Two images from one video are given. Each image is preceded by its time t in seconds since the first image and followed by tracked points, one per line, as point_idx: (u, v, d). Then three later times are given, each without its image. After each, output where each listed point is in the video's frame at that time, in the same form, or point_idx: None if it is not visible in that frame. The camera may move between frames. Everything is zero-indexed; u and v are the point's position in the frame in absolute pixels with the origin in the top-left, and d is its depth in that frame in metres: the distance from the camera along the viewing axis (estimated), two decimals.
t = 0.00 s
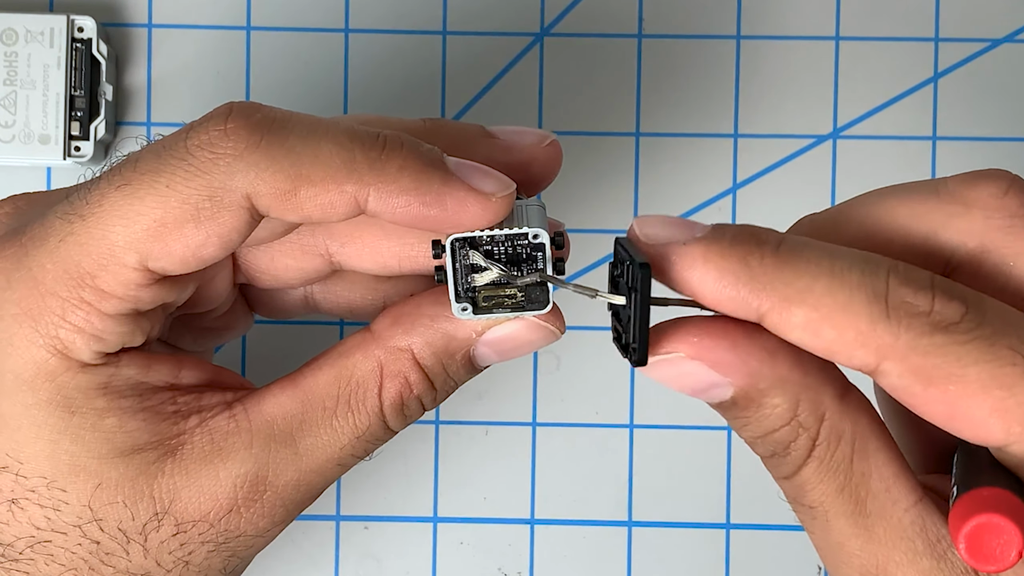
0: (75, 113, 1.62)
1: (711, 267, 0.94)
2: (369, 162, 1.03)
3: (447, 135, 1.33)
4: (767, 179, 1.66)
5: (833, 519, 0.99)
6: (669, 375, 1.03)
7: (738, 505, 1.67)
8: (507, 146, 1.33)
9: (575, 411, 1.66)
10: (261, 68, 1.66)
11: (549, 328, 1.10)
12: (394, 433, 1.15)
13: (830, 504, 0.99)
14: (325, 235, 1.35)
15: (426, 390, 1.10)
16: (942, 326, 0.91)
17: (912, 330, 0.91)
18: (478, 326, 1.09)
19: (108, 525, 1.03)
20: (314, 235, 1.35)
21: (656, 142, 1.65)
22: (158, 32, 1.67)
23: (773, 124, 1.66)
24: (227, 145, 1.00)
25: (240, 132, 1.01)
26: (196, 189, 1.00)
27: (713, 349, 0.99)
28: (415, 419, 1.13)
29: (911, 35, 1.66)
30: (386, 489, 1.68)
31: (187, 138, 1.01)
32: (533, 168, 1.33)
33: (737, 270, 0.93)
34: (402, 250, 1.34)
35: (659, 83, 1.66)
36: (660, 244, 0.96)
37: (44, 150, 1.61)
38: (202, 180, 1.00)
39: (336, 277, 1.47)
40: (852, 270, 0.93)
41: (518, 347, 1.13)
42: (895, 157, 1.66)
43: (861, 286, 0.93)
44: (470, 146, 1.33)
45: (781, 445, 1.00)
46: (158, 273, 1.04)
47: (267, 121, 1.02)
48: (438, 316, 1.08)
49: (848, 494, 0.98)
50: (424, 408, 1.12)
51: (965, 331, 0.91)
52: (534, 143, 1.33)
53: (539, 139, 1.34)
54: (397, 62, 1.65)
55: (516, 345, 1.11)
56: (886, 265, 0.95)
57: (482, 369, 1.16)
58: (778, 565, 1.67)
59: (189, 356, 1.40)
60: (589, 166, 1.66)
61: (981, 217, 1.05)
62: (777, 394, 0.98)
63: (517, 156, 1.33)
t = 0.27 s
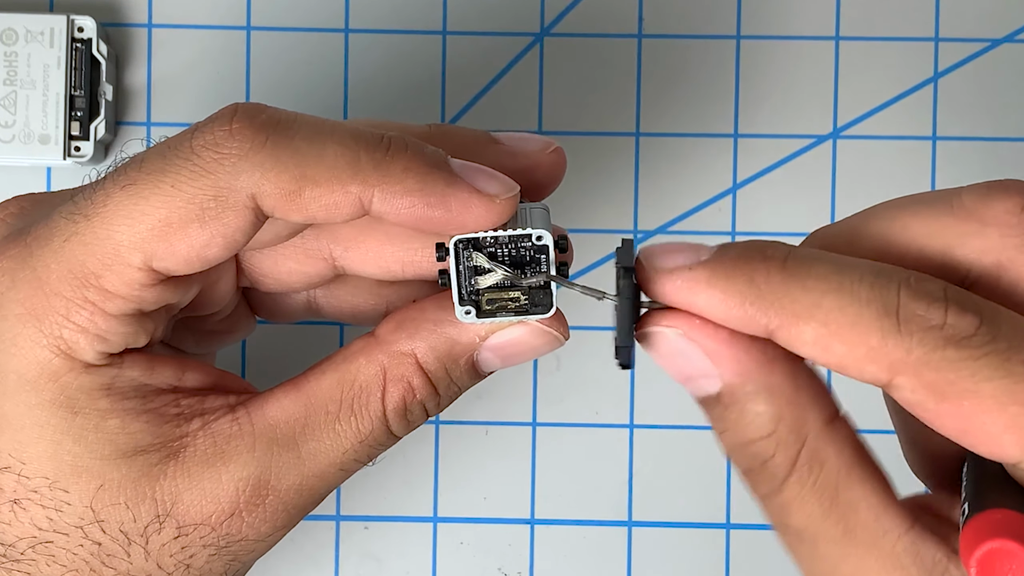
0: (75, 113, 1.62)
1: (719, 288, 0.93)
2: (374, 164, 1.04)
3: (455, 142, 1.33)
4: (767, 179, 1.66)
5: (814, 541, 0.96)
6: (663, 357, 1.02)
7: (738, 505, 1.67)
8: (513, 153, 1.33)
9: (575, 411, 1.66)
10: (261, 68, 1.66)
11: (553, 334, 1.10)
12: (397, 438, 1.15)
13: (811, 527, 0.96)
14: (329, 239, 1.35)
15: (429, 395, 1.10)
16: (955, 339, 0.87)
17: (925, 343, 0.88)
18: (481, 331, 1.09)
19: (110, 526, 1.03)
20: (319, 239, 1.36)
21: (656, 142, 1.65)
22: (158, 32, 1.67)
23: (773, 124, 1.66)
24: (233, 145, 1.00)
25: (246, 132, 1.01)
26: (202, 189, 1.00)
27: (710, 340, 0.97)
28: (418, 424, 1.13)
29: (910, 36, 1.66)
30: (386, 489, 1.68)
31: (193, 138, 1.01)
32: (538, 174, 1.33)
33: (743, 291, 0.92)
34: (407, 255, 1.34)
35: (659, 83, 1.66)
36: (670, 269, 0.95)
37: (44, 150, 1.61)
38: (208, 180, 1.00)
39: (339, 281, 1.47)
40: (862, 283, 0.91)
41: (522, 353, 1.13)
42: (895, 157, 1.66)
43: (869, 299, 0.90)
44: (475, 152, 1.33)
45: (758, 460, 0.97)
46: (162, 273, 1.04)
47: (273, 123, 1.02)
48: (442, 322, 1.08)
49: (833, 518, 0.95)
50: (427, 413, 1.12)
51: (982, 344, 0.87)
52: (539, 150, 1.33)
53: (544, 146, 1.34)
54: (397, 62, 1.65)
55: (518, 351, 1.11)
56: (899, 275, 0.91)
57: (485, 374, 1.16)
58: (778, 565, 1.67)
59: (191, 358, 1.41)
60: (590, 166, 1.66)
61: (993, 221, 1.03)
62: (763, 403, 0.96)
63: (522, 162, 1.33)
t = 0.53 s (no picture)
0: (75, 113, 1.61)
1: (696, 281, 0.95)
2: (382, 168, 1.05)
3: (463, 148, 1.34)
4: (767, 179, 1.66)
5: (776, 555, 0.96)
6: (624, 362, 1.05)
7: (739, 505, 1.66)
8: (517, 159, 1.32)
9: (576, 412, 1.65)
10: (261, 68, 1.66)
11: (557, 339, 1.10)
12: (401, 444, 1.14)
13: (772, 541, 0.95)
14: (333, 243, 1.36)
15: (434, 400, 1.10)
16: (930, 341, 0.89)
17: (912, 344, 0.88)
18: (486, 336, 1.09)
19: (114, 528, 1.03)
20: (324, 243, 1.36)
21: (656, 142, 1.65)
22: (158, 32, 1.66)
23: (774, 124, 1.65)
24: (242, 148, 1.01)
25: (255, 135, 1.01)
26: (210, 191, 1.00)
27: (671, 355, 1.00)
28: (422, 429, 1.13)
29: (911, 36, 1.65)
30: (386, 489, 1.68)
31: (202, 141, 1.02)
32: (543, 180, 1.32)
33: (719, 283, 0.94)
34: (411, 260, 1.34)
35: (660, 83, 1.65)
36: (646, 258, 0.96)
37: (44, 150, 1.60)
38: (216, 183, 1.00)
39: (343, 286, 1.47)
40: (839, 280, 0.92)
41: (527, 358, 1.13)
42: (895, 157, 1.66)
43: (846, 296, 0.91)
44: (480, 158, 1.33)
45: (719, 471, 0.98)
46: (169, 275, 1.04)
47: (281, 126, 1.03)
48: (448, 327, 1.08)
49: (792, 535, 0.94)
50: (432, 418, 1.12)
51: (951, 349, 0.88)
52: (544, 156, 1.33)
53: (549, 153, 1.33)
54: (397, 62, 1.65)
55: (524, 356, 1.12)
56: (877, 274, 0.93)
57: (490, 380, 1.16)
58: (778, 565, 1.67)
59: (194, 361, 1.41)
60: (591, 168, 1.65)
61: (972, 224, 1.03)
62: (723, 415, 0.97)
63: (526, 168, 1.32)
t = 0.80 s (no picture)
0: (75, 113, 1.62)
1: (682, 302, 0.91)
2: (386, 169, 1.05)
3: (465, 150, 1.34)
4: (767, 179, 1.66)
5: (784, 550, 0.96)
6: (602, 403, 1.00)
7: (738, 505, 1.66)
8: (520, 161, 1.32)
9: (576, 411, 1.66)
10: (261, 67, 1.66)
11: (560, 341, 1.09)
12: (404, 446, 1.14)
13: (777, 535, 0.96)
14: (336, 244, 1.36)
15: (437, 402, 1.10)
16: (924, 347, 0.87)
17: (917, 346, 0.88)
18: (489, 338, 1.08)
19: (116, 529, 1.03)
20: (326, 244, 1.36)
21: (656, 141, 1.65)
22: (158, 32, 1.67)
23: (774, 124, 1.66)
24: (246, 149, 1.01)
25: (259, 135, 1.02)
26: (214, 192, 1.00)
27: (651, 382, 0.96)
28: (425, 431, 1.13)
29: (911, 36, 1.65)
30: (386, 489, 1.68)
31: (207, 142, 1.02)
32: (545, 182, 1.33)
33: (707, 302, 0.90)
34: (413, 261, 1.34)
35: (659, 83, 1.65)
36: (627, 283, 0.92)
37: (44, 150, 1.61)
38: (221, 183, 1.01)
39: (345, 287, 1.47)
40: (827, 289, 0.90)
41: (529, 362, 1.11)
42: (895, 157, 1.66)
43: (835, 306, 0.89)
44: (483, 159, 1.34)
45: (722, 476, 0.97)
46: (173, 276, 1.04)
47: (286, 127, 1.03)
48: (451, 329, 1.08)
49: (795, 526, 0.95)
50: (435, 420, 1.12)
51: (946, 353, 0.87)
52: (546, 159, 1.33)
53: (551, 156, 1.34)
54: (397, 62, 1.65)
55: (526, 360, 1.10)
56: (864, 280, 0.91)
57: (493, 382, 1.15)
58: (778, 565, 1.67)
59: (195, 362, 1.39)
60: (591, 168, 1.66)
61: (963, 220, 1.04)
62: (714, 427, 0.95)
63: (529, 171, 1.32)
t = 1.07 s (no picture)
0: (75, 113, 1.62)
1: (702, 298, 0.91)
2: (391, 171, 1.05)
3: (468, 152, 1.34)
4: (767, 179, 1.66)
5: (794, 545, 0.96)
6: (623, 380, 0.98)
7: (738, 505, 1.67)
8: (524, 163, 1.33)
9: (576, 411, 1.66)
10: (261, 68, 1.66)
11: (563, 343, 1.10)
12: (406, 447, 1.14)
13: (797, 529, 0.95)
14: (339, 245, 1.36)
15: (440, 403, 1.10)
16: (947, 340, 0.88)
17: (917, 344, 0.88)
18: (492, 339, 1.09)
19: (119, 528, 1.03)
20: (329, 245, 1.36)
21: (656, 141, 1.65)
22: (158, 32, 1.67)
23: (774, 124, 1.66)
24: (251, 149, 1.01)
25: (265, 136, 1.02)
26: (219, 192, 1.01)
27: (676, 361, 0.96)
28: (428, 432, 1.13)
29: (911, 36, 1.66)
30: (387, 489, 1.68)
31: (212, 142, 1.03)
32: (548, 184, 1.33)
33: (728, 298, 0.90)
34: (416, 262, 1.34)
35: (659, 83, 1.66)
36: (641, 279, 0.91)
37: (44, 150, 1.61)
38: (226, 184, 1.01)
39: (348, 288, 1.47)
40: (848, 284, 0.90)
41: (532, 363, 1.12)
42: (895, 157, 1.66)
43: (860, 301, 0.89)
44: (486, 161, 1.34)
45: (741, 466, 0.96)
46: (177, 276, 1.04)
47: (291, 128, 1.03)
48: (454, 330, 1.08)
49: (815, 521, 0.94)
50: (438, 421, 1.12)
51: (972, 346, 0.88)
52: (550, 162, 1.33)
53: (555, 158, 1.34)
54: (397, 62, 1.65)
55: (529, 361, 1.11)
56: (885, 274, 0.91)
57: (496, 381, 1.16)
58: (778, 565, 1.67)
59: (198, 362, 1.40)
60: (592, 168, 1.66)
61: (982, 207, 1.07)
62: (739, 412, 0.95)
63: (532, 173, 1.33)
